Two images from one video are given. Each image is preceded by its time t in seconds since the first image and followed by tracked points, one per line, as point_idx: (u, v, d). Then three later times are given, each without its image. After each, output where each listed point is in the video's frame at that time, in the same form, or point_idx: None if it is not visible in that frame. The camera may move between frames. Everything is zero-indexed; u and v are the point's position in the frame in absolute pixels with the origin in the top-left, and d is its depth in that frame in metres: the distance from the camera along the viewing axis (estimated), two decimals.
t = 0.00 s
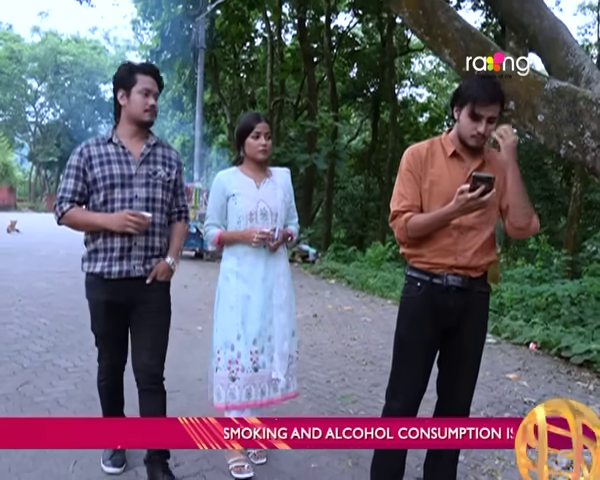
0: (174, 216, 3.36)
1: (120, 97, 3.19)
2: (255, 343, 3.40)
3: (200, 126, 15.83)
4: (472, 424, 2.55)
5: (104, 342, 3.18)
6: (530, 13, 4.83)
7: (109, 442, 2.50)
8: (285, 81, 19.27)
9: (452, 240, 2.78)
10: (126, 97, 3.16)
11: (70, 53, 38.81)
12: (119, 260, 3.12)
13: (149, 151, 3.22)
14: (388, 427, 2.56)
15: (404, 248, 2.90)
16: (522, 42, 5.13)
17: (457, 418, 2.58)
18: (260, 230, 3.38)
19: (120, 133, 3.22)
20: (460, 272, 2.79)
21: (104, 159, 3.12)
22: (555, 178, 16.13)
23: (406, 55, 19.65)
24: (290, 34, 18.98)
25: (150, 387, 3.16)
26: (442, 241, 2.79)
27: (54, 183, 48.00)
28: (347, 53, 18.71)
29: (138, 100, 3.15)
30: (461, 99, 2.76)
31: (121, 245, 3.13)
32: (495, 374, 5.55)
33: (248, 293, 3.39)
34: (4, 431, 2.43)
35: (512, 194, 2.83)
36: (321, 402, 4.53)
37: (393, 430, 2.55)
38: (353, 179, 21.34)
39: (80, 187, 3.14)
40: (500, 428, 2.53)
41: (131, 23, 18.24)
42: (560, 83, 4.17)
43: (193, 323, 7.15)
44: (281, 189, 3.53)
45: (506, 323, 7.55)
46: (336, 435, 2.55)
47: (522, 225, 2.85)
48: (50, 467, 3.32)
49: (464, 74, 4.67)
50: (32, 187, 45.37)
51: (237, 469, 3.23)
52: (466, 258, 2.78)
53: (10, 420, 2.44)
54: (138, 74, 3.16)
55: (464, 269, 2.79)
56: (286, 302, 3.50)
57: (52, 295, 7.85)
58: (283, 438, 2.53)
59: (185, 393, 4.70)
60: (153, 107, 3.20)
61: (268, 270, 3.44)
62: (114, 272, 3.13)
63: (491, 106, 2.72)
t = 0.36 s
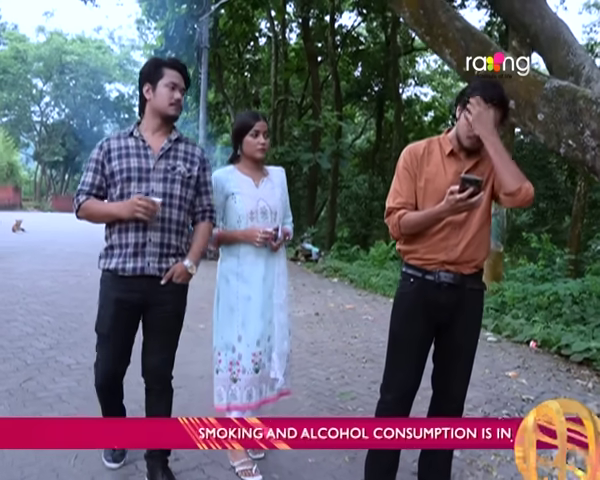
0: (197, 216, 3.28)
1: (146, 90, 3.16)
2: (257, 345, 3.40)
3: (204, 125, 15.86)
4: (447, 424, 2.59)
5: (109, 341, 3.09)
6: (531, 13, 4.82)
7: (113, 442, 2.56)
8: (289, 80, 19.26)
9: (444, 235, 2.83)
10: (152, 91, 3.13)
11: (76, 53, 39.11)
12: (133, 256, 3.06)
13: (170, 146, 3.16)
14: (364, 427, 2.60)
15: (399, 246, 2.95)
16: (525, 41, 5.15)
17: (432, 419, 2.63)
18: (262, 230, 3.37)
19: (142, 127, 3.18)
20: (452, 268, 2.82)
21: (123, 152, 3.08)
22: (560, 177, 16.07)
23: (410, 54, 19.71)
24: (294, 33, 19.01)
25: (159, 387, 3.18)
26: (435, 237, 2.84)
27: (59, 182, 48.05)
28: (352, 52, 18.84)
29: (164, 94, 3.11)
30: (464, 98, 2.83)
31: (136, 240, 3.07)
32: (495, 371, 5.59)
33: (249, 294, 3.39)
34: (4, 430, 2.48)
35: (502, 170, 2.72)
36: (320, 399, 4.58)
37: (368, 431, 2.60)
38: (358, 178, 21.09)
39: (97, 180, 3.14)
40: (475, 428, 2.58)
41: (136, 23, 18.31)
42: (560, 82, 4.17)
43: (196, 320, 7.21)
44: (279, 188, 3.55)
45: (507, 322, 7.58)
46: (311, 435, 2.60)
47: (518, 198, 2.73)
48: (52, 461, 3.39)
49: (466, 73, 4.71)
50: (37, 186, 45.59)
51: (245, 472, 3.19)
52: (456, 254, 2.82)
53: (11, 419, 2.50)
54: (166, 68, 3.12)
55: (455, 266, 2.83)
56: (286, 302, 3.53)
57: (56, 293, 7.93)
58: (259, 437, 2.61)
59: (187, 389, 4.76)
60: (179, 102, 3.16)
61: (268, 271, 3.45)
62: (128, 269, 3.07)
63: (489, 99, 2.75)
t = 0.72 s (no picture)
0: (204, 220, 3.25)
1: (161, 89, 3.11)
2: (255, 346, 3.40)
3: (207, 126, 15.88)
4: (423, 424, 2.62)
5: (115, 341, 2.98)
6: (531, 13, 4.79)
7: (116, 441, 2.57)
8: (292, 80, 19.22)
9: (437, 233, 2.87)
10: (167, 90, 3.08)
11: (79, 54, 39.23)
12: (142, 256, 3.00)
13: (182, 147, 3.12)
14: (339, 427, 2.62)
15: (393, 245, 3.00)
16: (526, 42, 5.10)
17: (408, 419, 2.66)
18: (258, 230, 3.37)
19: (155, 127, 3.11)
20: (444, 267, 2.86)
21: (136, 149, 3.01)
22: (563, 177, 15.99)
23: (413, 55, 19.74)
24: (297, 33, 18.99)
25: (157, 388, 3.22)
26: (427, 235, 2.87)
27: (63, 182, 48.19)
28: (355, 52, 18.71)
29: (180, 94, 3.07)
30: (455, 98, 2.89)
31: (146, 241, 3.01)
32: (493, 370, 5.61)
33: (244, 295, 3.37)
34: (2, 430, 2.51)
35: (482, 167, 2.76)
36: (318, 397, 4.62)
37: (343, 431, 2.63)
38: (361, 178, 21.01)
39: (108, 176, 3.04)
40: (450, 428, 2.63)
41: (140, 24, 18.34)
42: (558, 82, 4.15)
43: (197, 320, 7.25)
44: (269, 186, 3.59)
45: (507, 321, 7.61)
46: (286, 435, 2.60)
47: (499, 193, 2.76)
48: (51, 457, 3.43)
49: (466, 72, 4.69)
50: (40, 186, 45.73)
51: (241, 469, 3.24)
52: (448, 252, 2.86)
53: (9, 420, 2.53)
54: (183, 68, 3.10)
55: (447, 265, 2.87)
56: (279, 301, 3.60)
57: (58, 292, 7.97)
58: (234, 438, 2.64)
59: (186, 388, 4.81)
60: (194, 104, 3.12)
61: (263, 271, 3.47)
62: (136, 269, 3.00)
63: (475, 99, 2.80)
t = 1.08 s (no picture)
0: (202, 220, 3.26)
1: (158, 89, 3.09)
2: (253, 348, 3.43)
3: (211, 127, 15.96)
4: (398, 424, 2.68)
5: (128, 348, 2.93)
6: (533, 14, 4.76)
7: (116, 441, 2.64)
8: (296, 81, 19.21)
9: (428, 234, 2.90)
10: (165, 89, 3.06)
11: (85, 55, 39.43)
12: (151, 260, 2.97)
13: (182, 148, 3.16)
14: (314, 427, 2.71)
15: (386, 246, 3.03)
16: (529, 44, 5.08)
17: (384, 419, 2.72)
18: (257, 232, 3.39)
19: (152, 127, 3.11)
20: (436, 267, 2.89)
21: (140, 151, 3.02)
22: (568, 178, 15.89)
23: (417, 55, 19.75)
24: (302, 35, 19.01)
25: (159, 386, 3.25)
26: (419, 235, 2.90)
27: (69, 183, 48.45)
28: (359, 53, 18.74)
29: (179, 94, 3.05)
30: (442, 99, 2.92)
31: (155, 245, 2.99)
32: (494, 371, 5.63)
33: (243, 297, 3.40)
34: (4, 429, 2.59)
35: (465, 171, 2.80)
36: (319, 397, 4.64)
37: (319, 430, 2.71)
38: (366, 179, 21.08)
39: (112, 176, 2.98)
40: (425, 428, 2.69)
41: (144, 26, 18.45)
42: (560, 83, 4.17)
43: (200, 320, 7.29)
44: (264, 187, 3.60)
45: (509, 322, 7.62)
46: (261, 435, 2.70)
47: (479, 208, 2.81)
48: (55, 455, 3.47)
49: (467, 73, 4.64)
50: (46, 187, 46.00)
51: (241, 467, 3.27)
52: (440, 252, 2.88)
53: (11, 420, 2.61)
54: (180, 67, 3.08)
55: (439, 265, 2.89)
56: (276, 302, 3.62)
57: (63, 293, 8.03)
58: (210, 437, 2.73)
59: (188, 387, 4.84)
60: (193, 103, 3.11)
61: (260, 273, 3.49)
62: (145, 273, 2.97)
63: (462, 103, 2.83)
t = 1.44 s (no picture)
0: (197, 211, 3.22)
1: (145, 82, 2.96)
2: (258, 346, 3.45)
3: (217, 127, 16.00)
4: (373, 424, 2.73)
5: (145, 353, 2.89)
6: (539, 12, 4.76)
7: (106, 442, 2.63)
8: (302, 81, 19.20)
9: (419, 231, 2.93)
10: (154, 83, 2.94)
11: (92, 55, 39.62)
12: (168, 261, 2.93)
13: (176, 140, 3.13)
14: (290, 427, 2.68)
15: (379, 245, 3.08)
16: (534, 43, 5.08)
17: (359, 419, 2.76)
18: (263, 230, 3.41)
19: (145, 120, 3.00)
20: (428, 264, 2.93)
21: (146, 147, 2.93)
22: (575, 178, 15.69)
23: (424, 55, 19.75)
24: (308, 34, 19.00)
25: (166, 392, 3.22)
26: (410, 233, 2.95)
27: (76, 183, 48.70)
28: (365, 53, 18.70)
29: (169, 86, 2.94)
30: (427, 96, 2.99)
31: (171, 244, 2.95)
32: (499, 369, 5.64)
33: (248, 295, 3.41)
34: None
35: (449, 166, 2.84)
36: (324, 394, 4.67)
37: (294, 430, 2.68)
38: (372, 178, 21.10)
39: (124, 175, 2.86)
40: (401, 428, 2.74)
41: (151, 26, 18.55)
42: (565, 82, 4.16)
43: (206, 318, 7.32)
44: (268, 185, 3.62)
45: (515, 321, 7.63)
46: (237, 434, 2.78)
47: (467, 206, 2.83)
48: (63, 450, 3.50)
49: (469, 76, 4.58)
50: (54, 187, 46.25)
51: (246, 463, 3.29)
52: (431, 249, 2.92)
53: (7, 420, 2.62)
54: (167, 58, 2.95)
55: (431, 262, 2.93)
56: (282, 299, 3.62)
57: (70, 291, 8.09)
58: (185, 438, 2.69)
59: (194, 385, 4.87)
60: (182, 94, 3.02)
61: (265, 271, 3.49)
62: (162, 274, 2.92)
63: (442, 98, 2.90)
